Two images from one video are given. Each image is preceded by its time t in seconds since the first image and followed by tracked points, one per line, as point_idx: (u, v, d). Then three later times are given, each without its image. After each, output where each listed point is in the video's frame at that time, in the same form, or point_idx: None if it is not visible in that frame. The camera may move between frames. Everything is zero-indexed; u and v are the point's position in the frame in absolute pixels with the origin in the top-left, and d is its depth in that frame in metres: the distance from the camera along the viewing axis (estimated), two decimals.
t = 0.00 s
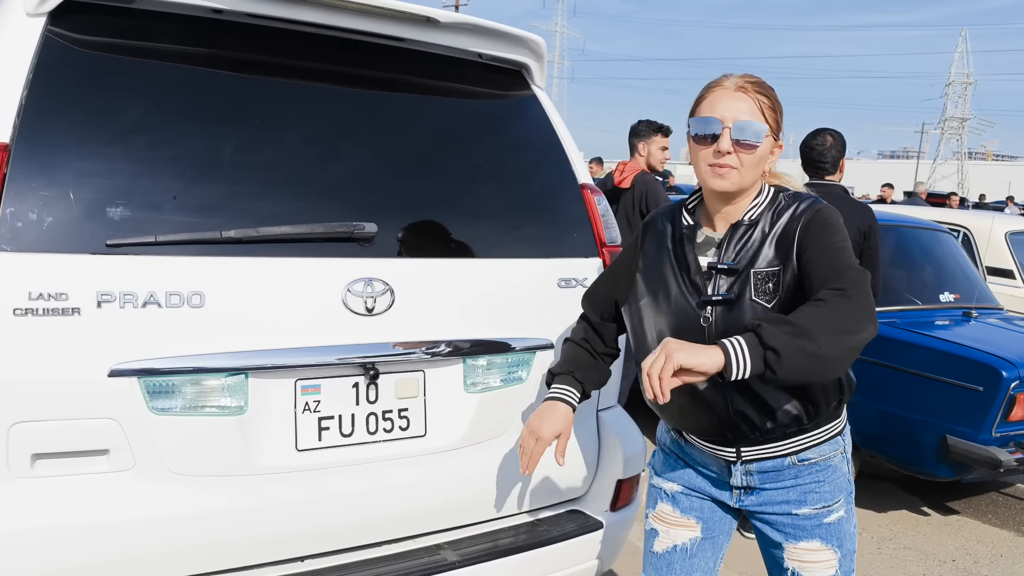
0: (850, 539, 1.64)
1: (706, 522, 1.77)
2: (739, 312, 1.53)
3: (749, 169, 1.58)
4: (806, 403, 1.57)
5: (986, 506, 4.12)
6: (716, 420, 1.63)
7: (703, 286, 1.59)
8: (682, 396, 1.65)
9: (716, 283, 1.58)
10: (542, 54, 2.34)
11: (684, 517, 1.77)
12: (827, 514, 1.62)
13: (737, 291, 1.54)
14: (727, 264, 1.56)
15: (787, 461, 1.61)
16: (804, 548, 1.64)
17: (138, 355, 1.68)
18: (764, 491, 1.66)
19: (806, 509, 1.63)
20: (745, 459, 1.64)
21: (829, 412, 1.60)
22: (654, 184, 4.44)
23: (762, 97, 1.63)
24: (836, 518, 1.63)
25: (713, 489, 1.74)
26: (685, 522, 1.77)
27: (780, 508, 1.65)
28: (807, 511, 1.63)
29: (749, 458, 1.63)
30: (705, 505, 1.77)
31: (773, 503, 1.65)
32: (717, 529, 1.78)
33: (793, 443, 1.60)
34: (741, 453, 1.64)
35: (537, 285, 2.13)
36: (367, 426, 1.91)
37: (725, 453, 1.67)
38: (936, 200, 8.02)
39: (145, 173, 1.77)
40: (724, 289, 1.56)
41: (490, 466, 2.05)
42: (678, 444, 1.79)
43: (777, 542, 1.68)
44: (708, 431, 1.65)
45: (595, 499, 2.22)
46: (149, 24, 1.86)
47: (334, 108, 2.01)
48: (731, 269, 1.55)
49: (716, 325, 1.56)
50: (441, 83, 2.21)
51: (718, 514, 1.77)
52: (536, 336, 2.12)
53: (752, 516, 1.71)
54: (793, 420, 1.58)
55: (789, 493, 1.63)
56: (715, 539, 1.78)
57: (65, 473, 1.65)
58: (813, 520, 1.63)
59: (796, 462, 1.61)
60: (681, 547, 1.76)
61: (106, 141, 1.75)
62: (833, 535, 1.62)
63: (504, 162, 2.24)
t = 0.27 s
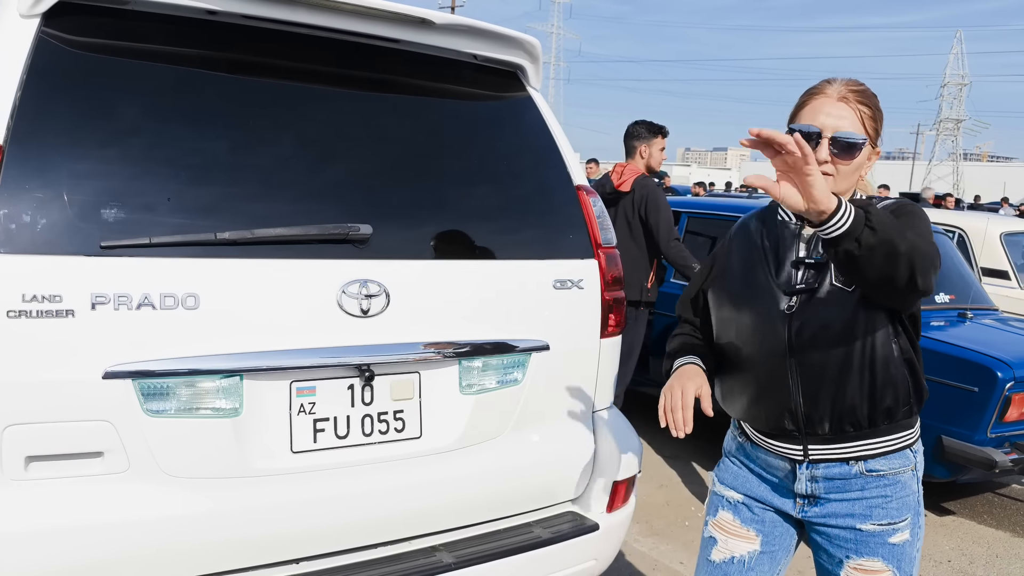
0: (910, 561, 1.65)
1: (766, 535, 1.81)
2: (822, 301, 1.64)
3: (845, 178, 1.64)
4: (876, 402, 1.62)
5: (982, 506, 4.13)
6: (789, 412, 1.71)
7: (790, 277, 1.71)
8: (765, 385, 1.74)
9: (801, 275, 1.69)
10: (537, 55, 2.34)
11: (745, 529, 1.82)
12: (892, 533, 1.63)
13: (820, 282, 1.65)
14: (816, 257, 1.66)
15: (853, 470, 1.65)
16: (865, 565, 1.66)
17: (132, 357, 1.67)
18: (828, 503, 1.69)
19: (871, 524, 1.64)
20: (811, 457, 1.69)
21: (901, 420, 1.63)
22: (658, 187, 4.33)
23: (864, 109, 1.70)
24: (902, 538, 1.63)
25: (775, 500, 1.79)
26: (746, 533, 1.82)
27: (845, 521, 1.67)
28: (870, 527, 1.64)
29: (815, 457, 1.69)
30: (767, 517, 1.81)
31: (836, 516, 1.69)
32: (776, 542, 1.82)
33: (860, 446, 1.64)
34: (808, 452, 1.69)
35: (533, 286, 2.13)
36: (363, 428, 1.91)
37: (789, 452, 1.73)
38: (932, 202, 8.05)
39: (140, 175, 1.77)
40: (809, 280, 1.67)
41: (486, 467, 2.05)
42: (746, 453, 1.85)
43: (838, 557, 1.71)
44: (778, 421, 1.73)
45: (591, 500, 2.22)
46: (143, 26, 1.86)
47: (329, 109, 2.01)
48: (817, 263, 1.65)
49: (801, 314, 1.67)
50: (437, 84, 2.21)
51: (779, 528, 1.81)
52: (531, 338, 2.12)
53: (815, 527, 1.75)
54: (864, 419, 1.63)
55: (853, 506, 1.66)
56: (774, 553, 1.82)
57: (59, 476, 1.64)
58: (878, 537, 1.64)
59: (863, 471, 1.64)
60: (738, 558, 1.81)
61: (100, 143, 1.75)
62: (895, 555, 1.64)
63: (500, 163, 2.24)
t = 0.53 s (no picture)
0: (936, 561, 1.64)
1: (798, 529, 1.79)
2: (871, 295, 1.61)
3: (895, 175, 1.66)
4: (919, 404, 1.59)
5: (975, 506, 4.14)
6: (827, 403, 1.68)
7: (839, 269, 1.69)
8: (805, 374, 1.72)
9: (849, 268, 1.67)
10: (531, 56, 2.34)
11: (777, 522, 1.80)
12: (921, 532, 1.61)
13: (870, 276, 1.62)
14: (868, 251, 1.65)
15: (887, 465, 1.63)
16: (890, 562, 1.65)
17: (125, 358, 1.67)
18: (860, 498, 1.67)
19: (901, 521, 1.63)
20: (844, 450, 1.67)
21: (938, 421, 1.61)
22: (645, 187, 4.31)
23: (917, 108, 1.71)
24: (930, 537, 1.63)
25: (806, 493, 1.76)
26: (777, 526, 1.80)
27: (875, 517, 1.66)
28: (900, 525, 1.63)
29: (849, 450, 1.67)
30: (798, 511, 1.79)
31: (867, 511, 1.66)
32: (809, 537, 1.79)
33: (896, 443, 1.62)
34: (842, 444, 1.67)
35: (527, 287, 2.13)
36: (356, 429, 1.91)
37: (824, 444, 1.71)
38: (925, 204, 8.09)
39: (133, 175, 1.76)
40: (858, 274, 1.65)
41: (480, 468, 2.05)
42: (779, 443, 1.83)
43: (865, 552, 1.70)
44: (816, 411, 1.70)
45: (586, 501, 2.22)
46: (136, 26, 1.85)
47: (323, 109, 2.01)
48: (869, 258, 1.63)
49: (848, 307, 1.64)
50: (431, 85, 2.21)
51: (812, 523, 1.78)
52: (525, 338, 2.12)
53: (844, 522, 1.73)
54: (903, 417, 1.61)
55: (884, 502, 1.64)
56: (807, 546, 1.79)
57: (51, 478, 1.63)
58: (908, 535, 1.63)
59: (897, 467, 1.62)
60: (771, 551, 1.80)
61: (93, 144, 1.75)
62: (923, 555, 1.63)
63: (494, 164, 2.24)
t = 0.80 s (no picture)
0: (939, 557, 1.67)
1: (803, 531, 1.80)
2: (892, 295, 1.63)
3: (913, 175, 1.69)
4: (936, 406, 1.60)
5: (967, 507, 4.15)
6: (841, 400, 1.68)
7: (859, 269, 1.69)
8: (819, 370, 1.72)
9: (869, 268, 1.68)
10: (524, 58, 2.34)
11: (782, 524, 1.81)
12: (927, 529, 1.64)
13: (891, 276, 1.63)
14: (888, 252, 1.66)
15: (896, 462, 1.64)
16: (896, 559, 1.67)
17: (116, 360, 1.66)
18: (867, 495, 1.68)
19: (908, 518, 1.65)
20: (856, 447, 1.68)
21: (947, 422, 1.63)
22: (641, 190, 4.30)
23: (933, 108, 1.73)
24: (935, 534, 1.65)
25: (813, 492, 1.76)
26: (784, 528, 1.81)
27: (882, 515, 1.67)
28: (906, 522, 1.65)
29: (860, 447, 1.67)
30: (803, 510, 1.79)
31: (873, 508, 1.68)
32: (813, 538, 1.80)
33: (906, 441, 1.64)
34: (854, 442, 1.67)
35: (520, 288, 2.13)
36: (349, 431, 1.90)
37: (834, 441, 1.71)
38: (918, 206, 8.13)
39: (124, 177, 1.76)
40: (878, 275, 1.66)
41: (473, 470, 2.05)
42: (784, 442, 1.83)
43: (869, 550, 1.71)
44: (829, 409, 1.70)
45: (579, 502, 2.23)
46: (128, 27, 1.85)
47: (316, 110, 2.01)
48: (889, 259, 1.65)
49: (868, 306, 1.65)
50: (424, 86, 2.21)
51: (816, 524, 1.79)
52: (518, 340, 2.12)
53: (850, 519, 1.74)
54: (916, 417, 1.62)
55: (891, 499, 1.66)
56: (811, 549, 1.80)
57: (41, 480, 1.63)
58: (914, 532, 1.65)
59: (906, 464, 1.64)
60: (777, 553, 1.82)
61: (84, 145, 1.74)
62: (928, 551, 1.65)
63: (488, 165, 2.24)
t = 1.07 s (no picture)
0: (932, 559, 1.66)
1: (791, 524, 1.81)
2: (899, 297, 1.65)
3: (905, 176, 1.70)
4: (931, 412, 1.61)
5: (969, 509, 4.15)
6: (838, 398, 1.68)
7: (864, 269, 1.72)
8: (818, 365, 1.72)
9: (875, 270, 1.70)
10: (524, 60, 2.35)
11: (771, 515, 1.83)
12: (919, 529, 1.64)
13: (898, 278, 1.66)
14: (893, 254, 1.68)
15: (890, 462, 1.65)
16: (888, 559, 1.67)
17: (116, 362, 1.67)
18: (860, 493, 1.69)
19: (900, 518, 1.66)
20: (851, 446, 1.68)
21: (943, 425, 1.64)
22: (645, 193, 4.33)
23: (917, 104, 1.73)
24: (927, 535, 1.66)
25: (806, 488, 1.78)
26: (772, 520, 1.82)
27: (874, 513, 1.68)
28: (898, 522, 1.66)
29: (855, 446, 1.68)
30: (793, 505, 1.81)
31: (866, 507, 1.69)
32: (801, 532, 1.82)
33: (903, 442, 1.65)
34: (848, 440, 1.68)
35: (520, 290, 2.13)
36: (349, 433, 1.90)
37: (829, 440, 1.71)
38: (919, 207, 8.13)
39: (124, 179, 1.76)
40: (885, 276, 1.68)
41: (473, 472, 2.05)
42: (778, 437, 1.84)
43: (861, 549, 1.72)
44: (825, 406, 1.70)
45: (579, 503, 2.22)
46: (129, 30, 1.85)
47: (316, 113, 2.01)
48: (895, 260, 1.67)
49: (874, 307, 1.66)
50: (424, 88, 2.21)
51: (806, 518, 1.81)
52: (518, 342, 2.12)
53: (841, 517, 1.75)
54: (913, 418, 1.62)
55: (883, 499, 1.67)
56: (798, 543, 1.82)
57: (41, 482, 1.63)
58: (905, 532, 1.65)
59: (900, 464, 1.65)
60: (764, 545, 1.82)
61: (85, 148, 1.74)
62: (920, 552, 1.65)
63: (488, 167, 2.24)
